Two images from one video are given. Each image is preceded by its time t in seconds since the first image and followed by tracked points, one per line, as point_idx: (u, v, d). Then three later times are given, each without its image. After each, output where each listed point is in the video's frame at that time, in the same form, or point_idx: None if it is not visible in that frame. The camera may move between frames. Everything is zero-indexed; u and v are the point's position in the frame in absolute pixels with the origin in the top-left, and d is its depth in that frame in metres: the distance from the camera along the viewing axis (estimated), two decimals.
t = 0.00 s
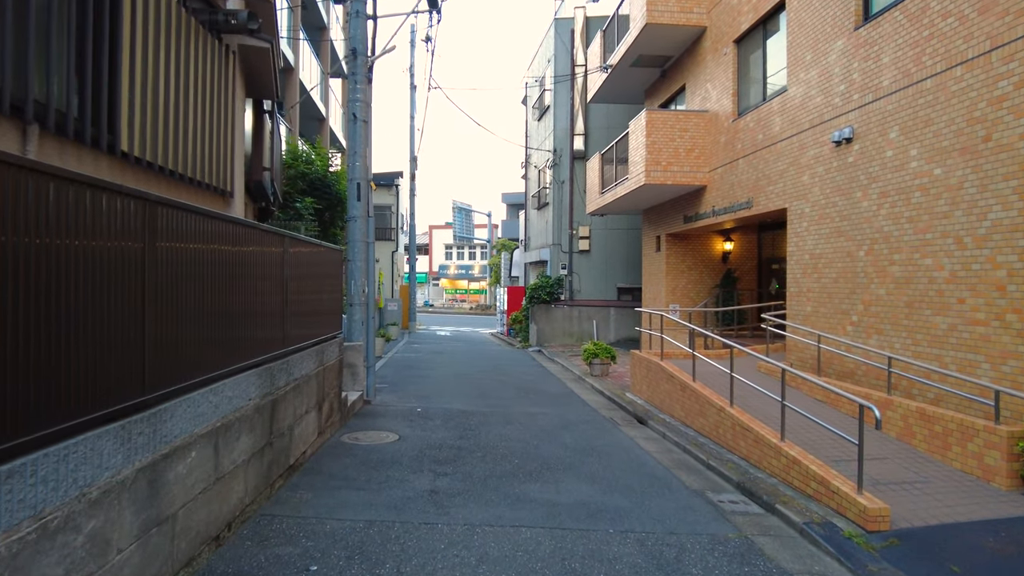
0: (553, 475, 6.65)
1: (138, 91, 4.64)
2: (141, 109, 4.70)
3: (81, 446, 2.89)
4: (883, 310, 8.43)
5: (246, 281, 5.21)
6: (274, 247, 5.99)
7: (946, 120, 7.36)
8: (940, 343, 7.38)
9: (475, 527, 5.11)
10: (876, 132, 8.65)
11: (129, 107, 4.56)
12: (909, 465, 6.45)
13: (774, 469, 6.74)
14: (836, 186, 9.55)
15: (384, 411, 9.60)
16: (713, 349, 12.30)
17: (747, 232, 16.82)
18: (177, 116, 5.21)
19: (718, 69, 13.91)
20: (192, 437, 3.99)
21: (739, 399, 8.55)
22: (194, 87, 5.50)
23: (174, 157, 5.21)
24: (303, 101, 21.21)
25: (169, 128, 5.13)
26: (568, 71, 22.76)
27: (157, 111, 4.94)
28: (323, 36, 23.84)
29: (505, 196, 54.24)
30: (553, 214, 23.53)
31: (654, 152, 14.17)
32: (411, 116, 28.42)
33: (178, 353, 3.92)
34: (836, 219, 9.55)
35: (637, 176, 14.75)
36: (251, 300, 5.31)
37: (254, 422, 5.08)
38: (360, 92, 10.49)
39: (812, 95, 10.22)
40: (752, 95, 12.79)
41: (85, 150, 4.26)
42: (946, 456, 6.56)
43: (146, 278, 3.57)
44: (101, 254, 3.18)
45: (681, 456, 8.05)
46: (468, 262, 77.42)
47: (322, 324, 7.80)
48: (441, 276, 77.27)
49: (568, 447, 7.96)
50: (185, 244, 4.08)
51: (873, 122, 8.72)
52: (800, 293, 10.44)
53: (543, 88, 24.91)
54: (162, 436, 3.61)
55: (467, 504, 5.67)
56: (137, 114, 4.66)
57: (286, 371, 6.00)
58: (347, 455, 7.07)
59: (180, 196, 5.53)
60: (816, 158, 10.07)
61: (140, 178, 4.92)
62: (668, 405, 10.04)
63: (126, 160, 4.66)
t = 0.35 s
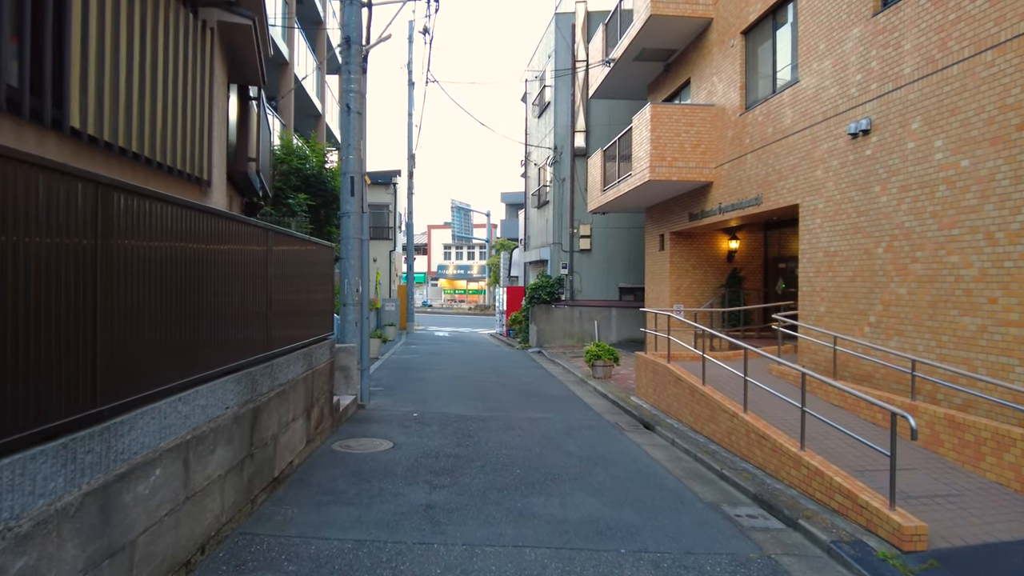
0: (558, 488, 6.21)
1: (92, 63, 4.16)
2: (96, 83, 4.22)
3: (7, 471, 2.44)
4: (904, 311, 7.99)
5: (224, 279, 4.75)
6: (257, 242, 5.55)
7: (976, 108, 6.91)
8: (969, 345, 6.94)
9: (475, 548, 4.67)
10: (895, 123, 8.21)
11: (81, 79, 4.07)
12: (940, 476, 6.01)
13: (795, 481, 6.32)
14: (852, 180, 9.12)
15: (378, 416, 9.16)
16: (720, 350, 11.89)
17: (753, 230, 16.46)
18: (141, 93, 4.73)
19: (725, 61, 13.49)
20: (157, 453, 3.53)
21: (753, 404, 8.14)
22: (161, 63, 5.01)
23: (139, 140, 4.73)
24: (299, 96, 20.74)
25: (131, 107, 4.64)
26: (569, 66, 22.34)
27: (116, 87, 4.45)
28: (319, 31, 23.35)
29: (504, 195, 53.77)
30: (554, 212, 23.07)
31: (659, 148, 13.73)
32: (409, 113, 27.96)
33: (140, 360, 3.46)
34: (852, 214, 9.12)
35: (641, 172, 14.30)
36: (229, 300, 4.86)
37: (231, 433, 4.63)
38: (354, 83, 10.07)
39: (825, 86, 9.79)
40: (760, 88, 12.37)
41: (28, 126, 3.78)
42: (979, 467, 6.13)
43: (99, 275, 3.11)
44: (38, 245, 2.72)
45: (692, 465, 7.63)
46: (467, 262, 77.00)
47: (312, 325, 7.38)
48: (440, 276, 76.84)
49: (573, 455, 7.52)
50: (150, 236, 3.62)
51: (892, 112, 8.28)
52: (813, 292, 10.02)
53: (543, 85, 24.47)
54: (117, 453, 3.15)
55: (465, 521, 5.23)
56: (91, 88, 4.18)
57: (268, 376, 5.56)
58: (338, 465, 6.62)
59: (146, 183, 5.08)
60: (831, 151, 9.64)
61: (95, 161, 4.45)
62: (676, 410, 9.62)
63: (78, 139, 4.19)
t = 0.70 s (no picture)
0: (561, 505, 5.79)
1: (32, 32, 3.68)
2: (36, 54, 3.74)
3: None
4: (924, 314, 7.59)
5: (196, 281, 4.29)
6: (236, 240, 5.10)
7: (1006, 99, 6.51)
8: (997, 351, 6.54)
9: None
10: (915, 116, 7.81)
11: (18, 50, 3.58)
12: (973, 492, 5.60)
13: (814, 497, 5.92)
14: (867, 176, 8.71)
15: (370, 425, 8.72)
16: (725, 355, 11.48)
17: (756, 229, 16.04)
18: (91, 71, 4.23)
19: (730, 56, 13.08)
20: (108, 479, 3.08)
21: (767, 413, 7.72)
22: (120, 40, 4.53)
23: (90, 121, 4.25)
24: (291, 93, 20.24)
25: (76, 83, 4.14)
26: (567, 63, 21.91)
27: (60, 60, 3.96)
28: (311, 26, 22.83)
29: (501, 195, 53.32)
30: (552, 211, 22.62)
31: (662, 145, 13.31)
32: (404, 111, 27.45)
33: (85, 373, 2.99)
34: (867, 212, 8.71)
35: (643, 170, 13.88)
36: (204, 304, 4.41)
37: (202, 450, 4.18)
38: (346, 74, 9.62)
39: (838, 79, 9.38)
40: (767, 82, 11.97)
41: None
42: (1013, 482, 5.72)
43: (30, 278, 2.66)
44: None
45: (701, 477, 7.22)
46: (463, 263, 76.51)
47: (299, 329, 6.94)
48: (435, 276, 76.32)
49: (575, 467, 7.10)
50: (103, 232, 3.17)
51: (911, 105, 7.87)
52: (824, 294, 9.61)
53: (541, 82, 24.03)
54: (52, 484, 2.69)
55: (462, 544, 4.80)
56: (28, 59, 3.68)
57: (247, 385, 5.11)
58: (325, 480, 6.18)
59: (102, 172, 4.61)
60: (844, 147, 9.23)
61: (33, 142, 3.96)
62: (683, 418, 9.21)
63: (13, 117, 3.71)
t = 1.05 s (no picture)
0: (566, 522, 5.33)
1: None
2: None
3: None
4: (950, 314, 7.13)
5: (159, 279, 3.82)
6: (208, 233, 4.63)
7: None
8: None
9: None
10: (940, 104, 7.35)
11: None
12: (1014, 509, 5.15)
13: (839, 512, 5.46)
14: (886, 169, 8.24)
15: (360, 432, 8.24)
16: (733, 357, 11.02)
17: (763, 227, 15.59)
18: (38, 37, 3.71)
19: (737, 46, 12.62)
20: (35, 512, 2.62)
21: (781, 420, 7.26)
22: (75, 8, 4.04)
23: (34, 94, 3.70)
24: (284, 87, 19.75)
25: (62, 72, 3.96)
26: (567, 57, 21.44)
27: None
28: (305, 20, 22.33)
29: (499, 194, 52.84)
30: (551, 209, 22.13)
31: (666, 138, 12.85)
32: (401, 107, 26.95)
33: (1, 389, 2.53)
34: (886, 207, 8.25)
35: (646, 165, 13.42)
36: (168, 305, 3.94)
37: (165, 468, 3.71)
38: (336, 61, 9.14)
39: (854, 67, 8.93)
40: (776, 73, 11.51)
41: None
42: None
43: None
44: None
45: (714, 488, 6.76)
46: (462, 262, 76.02)
47: (283, 332, 6.48)
48: (433, 276, 75.80)
49: (579, 479, 6.63)
50: (23, 222, 2.70)
51: (935, 92, 7.41)
52: (839, 293, 9.16)
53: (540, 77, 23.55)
54: None
55: (458, 569, 4.34)
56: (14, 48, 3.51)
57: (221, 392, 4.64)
58: (309, 495, 5.71)
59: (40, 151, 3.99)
60: (861, 138, 8.76)
61: None
62: (691, 423, 8.76)
63: None
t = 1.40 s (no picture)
0: (575, 543, 4.88)
1: None
2: None
3: None
4: (982, 314, 6.68)
5: (116, 276, 3.36)
6: (181, 223, 4.15)
7: None
8: None
9: None
10: (971, 90, 6.89)
11: None
12: None
13: (873, 529, 5.02)
14: (911, 160, 7.77)
15: (354, 439, 7.79)
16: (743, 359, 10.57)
17: (771, 224, 15.15)
18: None
19: (747, 36, 12.17)
20: None
21: (804, 429, 6.80)
22: None
23: None
24: (280, 82, 19.31)
25: (14, 48, 3.60)
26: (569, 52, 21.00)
27: None
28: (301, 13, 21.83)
29: (499, 193, 52.41)
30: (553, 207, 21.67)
31: (673, 132, 12.41)
32: (400, 103, 26.50)
33: None
34: (910, 200, 7.80)
35: (653, 160, 12.97)
36: (128, 305, 3.47)
37: (123, 489, 3.26)
38: (329, 48, 8.70)
39: (874, 53, 8.47)
40: (788, 63, 11.06)
41: None
42: None
43: None
44: None
45: (732, 501, 6.31)
46: (462, 261, 75.56)
47: (269, 333, 6.02)
48: (433, 275, 75.38)
49: (587, 492, 6.19)
50: None
51: (966, 78, 6.95)
52: (858, 292, 8.72)
53: (541, 72, 23.11)
54: None
55: None
56: (10, 44, 3.54)
57: (195, 400, 4.17)
58: (297, 511, 5.27)
59: None
60: (882, 129, 8.30)
61: None
62: (703, 429, 8.32)
63: None
